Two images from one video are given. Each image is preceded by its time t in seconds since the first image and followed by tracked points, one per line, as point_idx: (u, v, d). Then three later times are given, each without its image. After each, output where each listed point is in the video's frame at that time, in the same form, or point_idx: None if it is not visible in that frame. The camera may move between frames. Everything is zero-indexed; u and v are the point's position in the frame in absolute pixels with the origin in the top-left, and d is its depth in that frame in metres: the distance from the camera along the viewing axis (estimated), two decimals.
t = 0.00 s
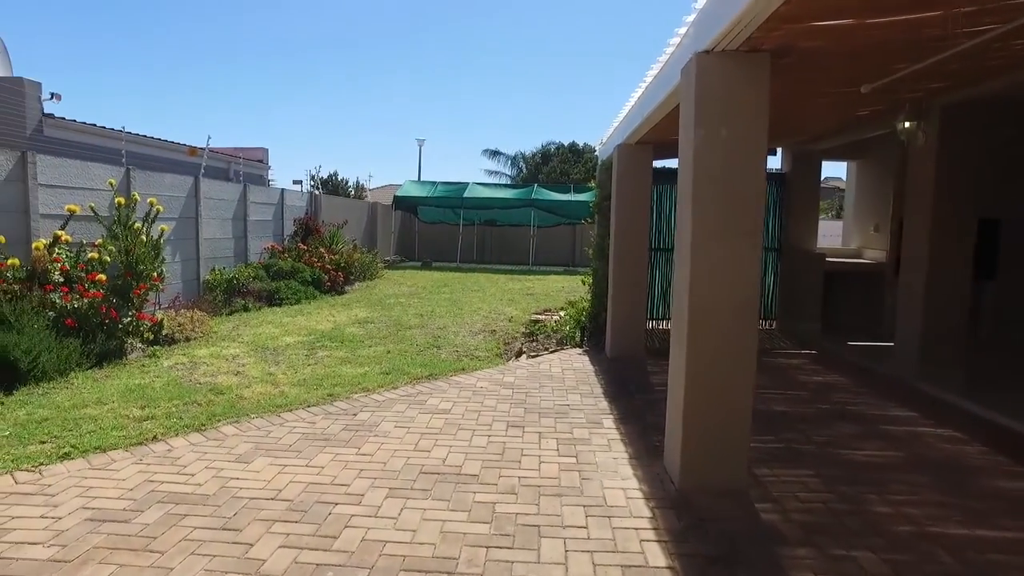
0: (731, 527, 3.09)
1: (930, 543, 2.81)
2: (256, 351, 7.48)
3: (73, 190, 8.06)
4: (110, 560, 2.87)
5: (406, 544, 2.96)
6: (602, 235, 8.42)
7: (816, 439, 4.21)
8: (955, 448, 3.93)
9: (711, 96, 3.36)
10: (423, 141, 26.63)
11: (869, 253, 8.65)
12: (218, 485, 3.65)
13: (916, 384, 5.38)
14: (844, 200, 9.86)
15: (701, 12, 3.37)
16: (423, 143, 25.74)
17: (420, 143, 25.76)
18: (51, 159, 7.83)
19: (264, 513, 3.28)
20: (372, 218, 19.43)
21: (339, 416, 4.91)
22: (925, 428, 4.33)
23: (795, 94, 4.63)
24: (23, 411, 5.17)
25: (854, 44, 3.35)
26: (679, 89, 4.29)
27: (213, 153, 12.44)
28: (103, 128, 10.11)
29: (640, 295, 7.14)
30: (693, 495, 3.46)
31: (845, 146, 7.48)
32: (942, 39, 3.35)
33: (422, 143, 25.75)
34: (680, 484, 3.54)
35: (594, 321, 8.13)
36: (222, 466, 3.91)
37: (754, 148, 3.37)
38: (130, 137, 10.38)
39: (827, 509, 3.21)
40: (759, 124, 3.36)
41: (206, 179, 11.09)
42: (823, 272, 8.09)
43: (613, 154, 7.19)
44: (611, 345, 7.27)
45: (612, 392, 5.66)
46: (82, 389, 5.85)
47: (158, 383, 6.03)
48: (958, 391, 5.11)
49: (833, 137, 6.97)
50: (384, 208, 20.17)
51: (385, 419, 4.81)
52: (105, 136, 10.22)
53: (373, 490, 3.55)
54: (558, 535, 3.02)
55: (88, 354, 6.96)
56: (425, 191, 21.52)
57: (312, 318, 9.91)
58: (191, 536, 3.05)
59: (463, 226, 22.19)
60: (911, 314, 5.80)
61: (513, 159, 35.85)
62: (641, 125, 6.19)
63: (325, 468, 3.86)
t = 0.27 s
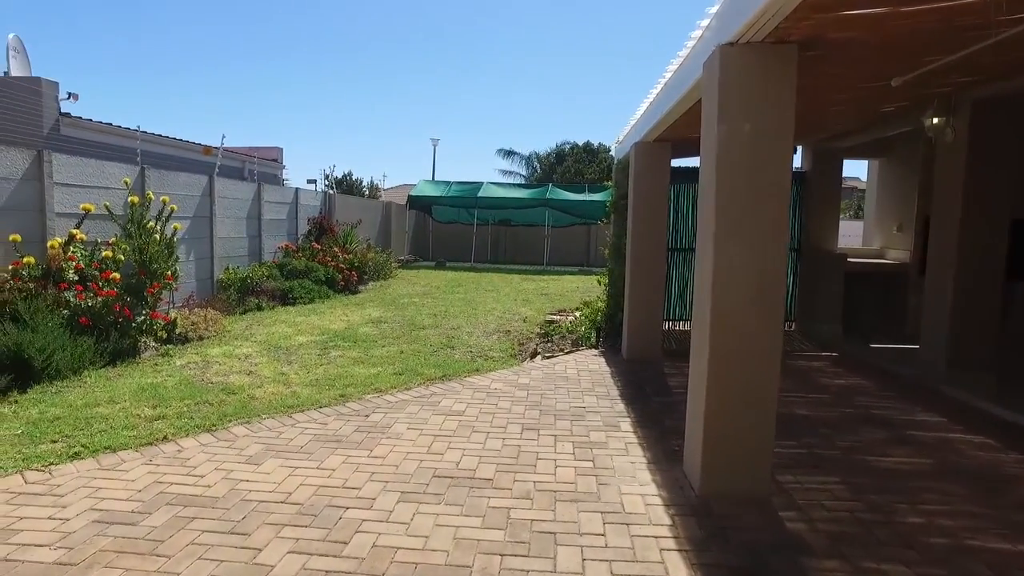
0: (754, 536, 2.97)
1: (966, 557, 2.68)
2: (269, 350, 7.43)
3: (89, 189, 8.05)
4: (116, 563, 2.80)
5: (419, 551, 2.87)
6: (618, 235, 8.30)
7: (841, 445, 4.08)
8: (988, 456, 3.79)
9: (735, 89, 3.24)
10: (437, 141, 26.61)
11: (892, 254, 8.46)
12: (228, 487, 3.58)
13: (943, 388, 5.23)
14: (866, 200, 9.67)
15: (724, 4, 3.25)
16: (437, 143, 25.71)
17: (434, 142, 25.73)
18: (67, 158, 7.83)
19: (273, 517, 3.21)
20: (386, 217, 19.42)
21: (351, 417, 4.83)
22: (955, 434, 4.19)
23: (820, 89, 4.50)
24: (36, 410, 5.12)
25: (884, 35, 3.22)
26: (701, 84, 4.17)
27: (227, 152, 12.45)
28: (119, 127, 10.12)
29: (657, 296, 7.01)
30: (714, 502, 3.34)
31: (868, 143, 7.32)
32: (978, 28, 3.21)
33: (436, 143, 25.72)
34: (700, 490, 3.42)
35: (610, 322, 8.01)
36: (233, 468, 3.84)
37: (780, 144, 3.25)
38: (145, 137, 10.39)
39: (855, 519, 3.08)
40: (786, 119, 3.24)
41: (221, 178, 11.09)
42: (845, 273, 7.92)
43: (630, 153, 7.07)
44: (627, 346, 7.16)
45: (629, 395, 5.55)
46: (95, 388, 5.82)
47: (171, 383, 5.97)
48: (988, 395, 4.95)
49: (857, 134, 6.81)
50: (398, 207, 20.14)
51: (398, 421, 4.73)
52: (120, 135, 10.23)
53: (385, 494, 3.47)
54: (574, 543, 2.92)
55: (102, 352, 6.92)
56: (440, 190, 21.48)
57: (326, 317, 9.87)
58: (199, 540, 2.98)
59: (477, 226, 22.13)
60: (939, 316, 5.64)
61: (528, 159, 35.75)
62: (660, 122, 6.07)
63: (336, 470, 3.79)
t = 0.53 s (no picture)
0: (776, 545, 2.85)
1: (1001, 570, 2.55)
2: (280, 349, 7.41)
3: (101, 187, 7.99)
4: (117, 566, 2.72)
5: (427, 558, 2.78)
6: (632, 234, 8.17)
7: (865, 449, 3.94)
8: (1019, 463, 3.64)
9: (756, 81, 3.12)
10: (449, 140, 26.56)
11: (913, 254, 8.28)
12: (233, 488, 3.51)
13: (969, 392, 5.07)
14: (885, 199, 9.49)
15: None
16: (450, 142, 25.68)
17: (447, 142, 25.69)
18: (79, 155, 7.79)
19: (278, 520, 3.12)
20: (398, 216, 19.37)
21: (361, 418, 4.75)
22: (983, 440, 4.04)
23: (843, 82, 4.36)
24: (44, 408, 5.05)
25: (913, 23, 3.10)
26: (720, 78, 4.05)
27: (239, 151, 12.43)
28: (131, 125, 10.10)
29: (672, 296, 6.88)
30: (733, 508, 3.22)
31: (889, 140, 7.16)
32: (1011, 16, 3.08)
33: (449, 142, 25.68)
34: (719, 496, 3.31)
35: (625, 323, 7.89)
36: (239, 469, 3.76)
37: (803, 138, 3.13)
38: (157, 135, 10.37)
39: (882, 528, 2.95)
40: (809, 111, 3.12)
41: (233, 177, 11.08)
42: (864, 273, 7.76)
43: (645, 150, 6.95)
44: (641, 347, 7.03)
45: (644, 397, 5.43)
46: (104, 386, 5.76)
47: (180, 382, 5.89)
48: (1016, 399, 4.79)
49: (878, 131, 6.66)
50: (410, 207, 20.10)
51: (408, 422, 4.64)
52: (132, 133, 10.21)
53: (393, 497, 3.38)
54: (589, 551, 2.82)
55: (112, 351, 6.85)
56: (452, 190, 21.43)
57: (336, 317, 9.81)
58: (202, 543, 2.90)
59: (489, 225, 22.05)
60: (964, 317, 5.48)
61: (540, 159, 35.64)
62: (676, 118, 5.95)
63: (344, 472, 3.70)
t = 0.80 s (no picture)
0: (806, 560, 2.68)
1: None
2: (289, 348, 7.35)
3: (112, 186, 7.90)
4: None
5: (436, 571, 2.63)
6: (648, 233, 8.01)
7: (896, 457, 3.76)
8: None
9: (785, 68, 2.95)
10: (462, 140, 26.47)
11: (938, 254, 8.05)
12: (236, 494, 3.38)
13: (1002, 397, 4.86)
14: (907, 198, 9.25)
15: None
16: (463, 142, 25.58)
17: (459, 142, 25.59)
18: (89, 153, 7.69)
19: (281, 528, 2.99)
20: (411, 215, 19.28)
21: (369, 420, 4.62)
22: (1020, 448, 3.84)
23: (872, 73, 4.18)
24: (49, 408, 4.92)
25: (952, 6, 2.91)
26: (743, 67, 3.88)
27: (250, 150, 12.36)
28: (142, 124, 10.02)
29: (690, 296, 6.70)
30: (758, 520, 3.06)
31: (914, 136, 6.94)
32: None
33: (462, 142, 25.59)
34: (744, 506, 3.14)
35: (640, 323, 7.72)
36: (243, 474, 3.63)
37: (835, 127, 2.95)
38: (168, 133, 10.30)
39: (919, 543, 2.77)
40: (842, 100, 2.94)
41: (244, 176, 11.01)
42: (888, 273, 7.54)
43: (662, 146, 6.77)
44: (658, 349, 6.86)
45: (661, 400, 5.26)
46: (110, 386, 5.65)
47: (187, 383, 5.77)
48: None
49: (904, 126, 6.44)
50: (423, 206, 20.00)
51: (418, 425, 4.50)
52: (143, 131, 10.14)
53: (401, 505, 3.24)
54: (606, 565, 2.66)
55: (121, 350, 6.75)
56: (465, 189, 21.32)
57: (347, 316, 9.70)
58: (200, 552, 2.77)
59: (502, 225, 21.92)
60: (997, 319, 5.26)
61: (553, 159, 35.48)
62: (695, 114, 5.78)
63: (351, 478, 3.56)
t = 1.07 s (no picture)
0: None
1: None
2: (296, 348, 7.14)
3: (118, 181, 7.75)
4: None
5: None
6: (665, 230, 7.76)
7: (935, 467, 3.49)
8: None
9: (818, 45, 2.70)
10: (475, 138, 26.31)
11: (967, 252, 7.73)
12: (227, 501, 3.19)
13: None
14: (934, 194, 8.93)
15: None
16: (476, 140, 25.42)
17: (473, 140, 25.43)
18: (94, 148, 7.53)
19: (271, 541, 2.79)
20: (423, 214, 19.11)
21: (373, 423, 4.42)
22: None
23: (907, 57, 3.91)
24: (45, 408, 4.74)
25: None
26: (769, 50, 3.64)
27: (260, 146, 12.24)
28: (150, 120, 9.88)
29: (709, 295, 6.44)
30: (787, 537, 2.82)
31: (945, 128, 6.64)
32: None
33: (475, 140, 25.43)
34: (771, 521, 2.90)
35: (657, 323, 7.48)
36: (236, 480, 3.44)
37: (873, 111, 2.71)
38: (177, 128, 10.17)
39: (966, 566, 2.52)
40: (881, 81, 2.69)
41: (253, 172, 10.88)
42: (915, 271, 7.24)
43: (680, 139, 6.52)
44: (675, 350, 6.61)
45: (678, 403, 5.02)
46: (109, 385, 5.50)
47: (189, 383, 5.58)
48: None
49: (935, 117, 6.15)
50: (435, 204, 19.83)
51: (423, 428, 4.29)
52: (151, 127, 10.01)
53: (401, 515, 3.03)
54: None
55: (123, 349, 6.60)
56: (478, 187, 21.14)
57: (356, 315, 9.53)
58: (183, 566, 2.58)
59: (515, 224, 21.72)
60: None
61: (568, 157, 35.22)
62: (715, 105, 5.54)
63: (349, 485, 3.36)
